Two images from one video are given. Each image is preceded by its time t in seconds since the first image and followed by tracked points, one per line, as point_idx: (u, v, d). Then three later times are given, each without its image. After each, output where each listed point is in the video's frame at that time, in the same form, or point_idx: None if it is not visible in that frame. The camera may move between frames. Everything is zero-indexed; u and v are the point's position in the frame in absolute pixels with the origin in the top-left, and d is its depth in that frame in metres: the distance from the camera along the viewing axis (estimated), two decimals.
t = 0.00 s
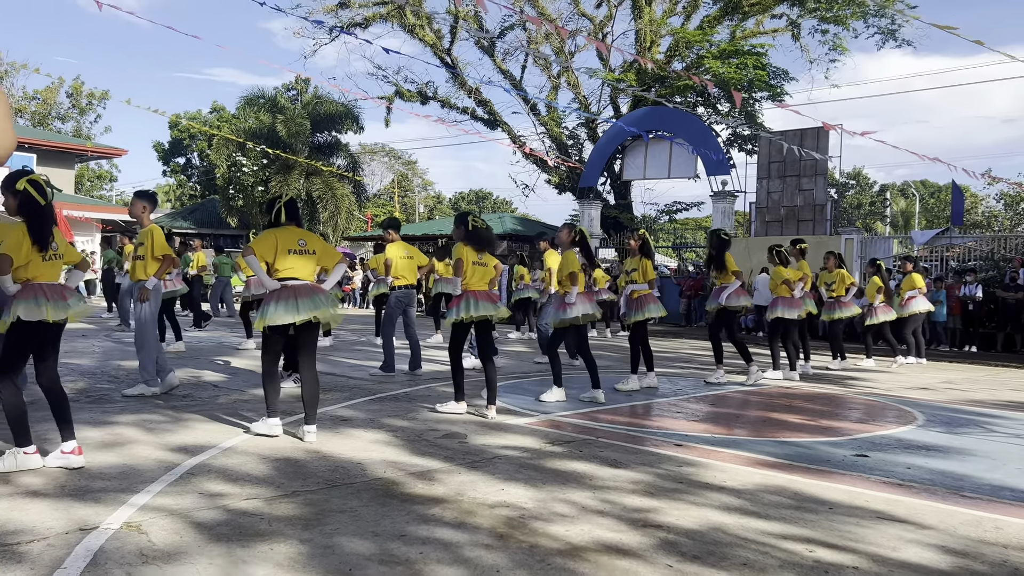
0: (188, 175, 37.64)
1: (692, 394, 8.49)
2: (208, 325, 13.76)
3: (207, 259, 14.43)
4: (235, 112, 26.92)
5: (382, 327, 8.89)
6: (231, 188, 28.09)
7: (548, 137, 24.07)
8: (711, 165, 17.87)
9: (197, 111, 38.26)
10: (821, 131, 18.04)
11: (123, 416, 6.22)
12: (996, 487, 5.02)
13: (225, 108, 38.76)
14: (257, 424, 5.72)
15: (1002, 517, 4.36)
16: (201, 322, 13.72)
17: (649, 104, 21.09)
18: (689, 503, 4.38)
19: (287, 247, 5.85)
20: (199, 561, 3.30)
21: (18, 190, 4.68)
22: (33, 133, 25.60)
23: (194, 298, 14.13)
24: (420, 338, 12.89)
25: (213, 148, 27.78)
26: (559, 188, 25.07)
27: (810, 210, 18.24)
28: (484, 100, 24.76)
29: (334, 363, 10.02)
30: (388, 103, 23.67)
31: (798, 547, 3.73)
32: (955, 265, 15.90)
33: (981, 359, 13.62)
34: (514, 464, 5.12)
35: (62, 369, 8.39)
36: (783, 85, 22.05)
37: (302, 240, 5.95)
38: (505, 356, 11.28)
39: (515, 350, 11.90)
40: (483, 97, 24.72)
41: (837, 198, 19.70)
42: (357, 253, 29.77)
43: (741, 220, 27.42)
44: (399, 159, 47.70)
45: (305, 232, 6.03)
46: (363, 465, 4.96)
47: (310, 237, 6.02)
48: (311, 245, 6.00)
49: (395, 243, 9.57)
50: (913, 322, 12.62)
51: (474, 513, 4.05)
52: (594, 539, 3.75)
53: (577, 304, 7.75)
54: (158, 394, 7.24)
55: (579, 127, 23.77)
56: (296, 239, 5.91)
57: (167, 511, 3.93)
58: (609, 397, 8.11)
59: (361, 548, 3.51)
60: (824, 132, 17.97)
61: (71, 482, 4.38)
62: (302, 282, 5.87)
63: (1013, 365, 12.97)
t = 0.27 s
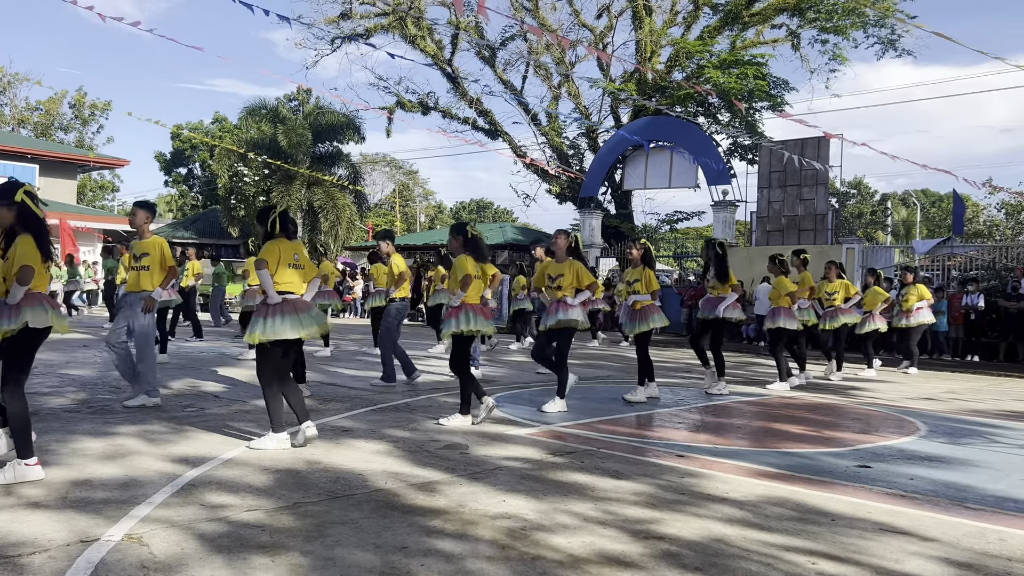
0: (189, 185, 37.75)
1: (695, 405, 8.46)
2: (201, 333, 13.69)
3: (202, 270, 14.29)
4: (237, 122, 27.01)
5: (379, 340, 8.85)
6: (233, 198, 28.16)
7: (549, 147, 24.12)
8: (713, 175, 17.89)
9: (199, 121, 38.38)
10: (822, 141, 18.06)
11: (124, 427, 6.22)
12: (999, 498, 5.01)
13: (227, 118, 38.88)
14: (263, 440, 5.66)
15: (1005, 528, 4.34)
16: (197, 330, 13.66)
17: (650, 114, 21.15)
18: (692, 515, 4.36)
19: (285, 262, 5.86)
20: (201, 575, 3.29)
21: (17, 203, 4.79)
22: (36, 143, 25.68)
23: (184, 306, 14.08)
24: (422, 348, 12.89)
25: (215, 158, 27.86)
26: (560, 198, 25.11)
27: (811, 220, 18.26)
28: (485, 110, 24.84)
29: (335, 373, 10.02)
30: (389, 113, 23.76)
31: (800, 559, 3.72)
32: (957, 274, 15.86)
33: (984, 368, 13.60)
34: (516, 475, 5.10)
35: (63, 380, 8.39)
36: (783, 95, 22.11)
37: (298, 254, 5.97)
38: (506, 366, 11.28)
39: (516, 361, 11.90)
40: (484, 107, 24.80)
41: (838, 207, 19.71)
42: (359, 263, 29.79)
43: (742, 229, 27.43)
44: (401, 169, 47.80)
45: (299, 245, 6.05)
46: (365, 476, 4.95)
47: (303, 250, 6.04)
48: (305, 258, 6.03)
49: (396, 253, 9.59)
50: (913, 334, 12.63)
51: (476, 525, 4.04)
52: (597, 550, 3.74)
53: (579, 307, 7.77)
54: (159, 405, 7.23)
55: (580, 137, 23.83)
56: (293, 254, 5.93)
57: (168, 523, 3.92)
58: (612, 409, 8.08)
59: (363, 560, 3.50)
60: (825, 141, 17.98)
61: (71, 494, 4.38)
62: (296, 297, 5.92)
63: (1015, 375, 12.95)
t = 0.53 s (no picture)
0: (191, 195, 37.84)
1: (696, 415, 8.44)
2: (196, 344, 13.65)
3: (199, 282, 14.42)
4: (239, 132, 27.10)
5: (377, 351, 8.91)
6: (235, 208, 28.20)
7: (550, 156, 24.17)
8: (713, 184, 17.91)
9: (201, 132, 38.51)
10: (823, 150, 18.06)
11: (125, 437, 6.21)
12: (1002, 508, 5.00)
13: (229, 128, 39.02)
14: (263, 449, 5.66)
15: (1008, 538, 4.33)
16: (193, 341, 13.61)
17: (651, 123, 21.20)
18: (693, 525, 4.36)
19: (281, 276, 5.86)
20: None
21: (8, 214, 4.84)
22: (38, 154, 25.76)
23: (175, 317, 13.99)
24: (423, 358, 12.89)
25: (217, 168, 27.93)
26: (561, 208, 25.15)
27: (812, 229, 18.27)
28: (486, 120, 24.91)
29: (335, 383, 10.01)
30: (391, 123, 23.84)
31: (803, 570, 3.71)
32: (959, 283, 15.83)
33: (986, 378, 13.55)
34: (517, 485, 5.10)
35: (64, 390, 8.39)
36: (784, 104, 22.16)
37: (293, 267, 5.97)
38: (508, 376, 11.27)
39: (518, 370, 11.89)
40: (485, 117, 24.87)
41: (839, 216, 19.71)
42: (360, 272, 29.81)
43: (743, 238, 27.44)
44: (402, 179, 47.90)
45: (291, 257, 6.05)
46: (366, 486, 4.94)
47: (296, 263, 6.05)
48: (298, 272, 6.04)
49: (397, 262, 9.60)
50: (911, 344, 12.66)
51: (477, 535, 4.03)
52: (599, 561, 3.73)
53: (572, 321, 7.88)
54: (159, 416, 7.23)
55: (581, 146, 23.88)
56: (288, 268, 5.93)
57: (169, 533, 3.92)
58: (613, 418, 8.06)
59: (364, 570, 3.50)
60: (826, 151, 17.98)
61: (72, 504, 4.37)
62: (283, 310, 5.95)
63: (1016, 384, 12.93)
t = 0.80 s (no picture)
0: (193, 204, 37.92)
1: (697, 423, 8.42)
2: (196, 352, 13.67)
3: (200, 290, 14.42)
4: (241, 142, 27.18)
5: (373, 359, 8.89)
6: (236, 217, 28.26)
7: (551, 165, 24.22)
8: (714, 193, 17.92)
9: (203, 141, 38.62)
10: (824, 159, 18.07)
11: (125, 446, 6.20)
12: (1005, 517, 4.97)
13: (231, 137, 39.13)
14: (264, 457, 5.65)
15: (1011, 548, 4.31)
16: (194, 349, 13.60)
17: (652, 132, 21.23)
18: (694, 534, 4.34)
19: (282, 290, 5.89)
20: None
21: None
22: (41, 163, 25.82)
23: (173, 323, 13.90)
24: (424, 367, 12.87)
25: (219, 178, 28.00)
26: (562, 216, 25.18)
27: (813, 237, 18.28)
28: (488, 129, 24.97)
29: (335, 392, 10.00)
30: (392, 132, 23.90)
31: None
32: (960, 292, 15.82)
33: (988, 387, 13.51)
34: (517, 494, 5.08)
35: (64, 399, 8.38)
36: (785, 113, 22.19)
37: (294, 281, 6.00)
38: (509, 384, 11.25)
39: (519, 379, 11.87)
40: (487, 127, 24.93)
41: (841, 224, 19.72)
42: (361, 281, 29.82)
43: (744, 247, 27.44)
44: (404, 188, 48.01)
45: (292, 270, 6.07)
46: (366, 495, 4.93)
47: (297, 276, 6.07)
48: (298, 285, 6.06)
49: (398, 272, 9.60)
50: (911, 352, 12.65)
51: (477, 544, 4.02)
52: (599, 570, 3.72)
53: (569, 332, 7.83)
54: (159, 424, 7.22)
55: (582, 155, 23.93)
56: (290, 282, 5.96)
57: (168, 542, 3.91)
58: (613, 426, 8.04)
59: None
60: (828, 159, 17.99)
61: (71, 514, 4.36)
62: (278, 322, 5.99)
63: (1018, 393, 12.88)
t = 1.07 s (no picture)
0: (194, 211, 37.99)
1: (699, 431, 8.41)
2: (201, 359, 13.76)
3: (206, 295, 14.43)
4: (242, 149, 27.24)
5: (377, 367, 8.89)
6: (237, 224, 28.29)
7: (552, 172, 24.24)
8: (715, 200, 17.94)
9: (204, 148, 38.70)
10: (825, 166, 18.09)
11: (126, 454, 6.20)
12: (1008, 526, 4.96)
13: (233, 145, 39.22)
14: (267, 466, 5.65)
15: (1014, 557, 4.29)
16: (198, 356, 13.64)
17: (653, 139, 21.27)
18: (697, 543, 4.32)
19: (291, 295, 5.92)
20: None
21: None
22: (42, 170, 25.86)
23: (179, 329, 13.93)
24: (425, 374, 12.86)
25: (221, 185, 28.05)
26: (563, 224, 25.21)
27: (814, 245, 18.29)
28: (489, 136, 25.01)
29: (336, 400, 9.98)
30: (393, 140, 23.94)
31: None
32: (962, 300, 15.81)
33: (990, 394, 13.49)
34: (519, 502, 5.07)
35: (65, 407, 8.37)
36: (785, 121, 22.23)
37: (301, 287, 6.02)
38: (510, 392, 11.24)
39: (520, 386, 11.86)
40: (488, 134, 24.97)
41: (842, 232, 19.73)
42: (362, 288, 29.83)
43: (745, 254, 27.45)
44: (405, 196, 48.10)
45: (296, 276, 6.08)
46: (368, 504, 4.92)
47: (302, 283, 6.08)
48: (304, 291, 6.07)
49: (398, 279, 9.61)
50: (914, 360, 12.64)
51: (479, 553, 4.01)
52: None
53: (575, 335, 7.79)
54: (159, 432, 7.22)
55: (583, 162, 23.96)
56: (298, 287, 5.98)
57: (170, 551, 3.90)
58: (616, 435, 8.03)
59: None
60: (828, 167, 17.99)
61: (73, 522, 4.35)
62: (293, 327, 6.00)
63: (1020, 401, 12.86)
